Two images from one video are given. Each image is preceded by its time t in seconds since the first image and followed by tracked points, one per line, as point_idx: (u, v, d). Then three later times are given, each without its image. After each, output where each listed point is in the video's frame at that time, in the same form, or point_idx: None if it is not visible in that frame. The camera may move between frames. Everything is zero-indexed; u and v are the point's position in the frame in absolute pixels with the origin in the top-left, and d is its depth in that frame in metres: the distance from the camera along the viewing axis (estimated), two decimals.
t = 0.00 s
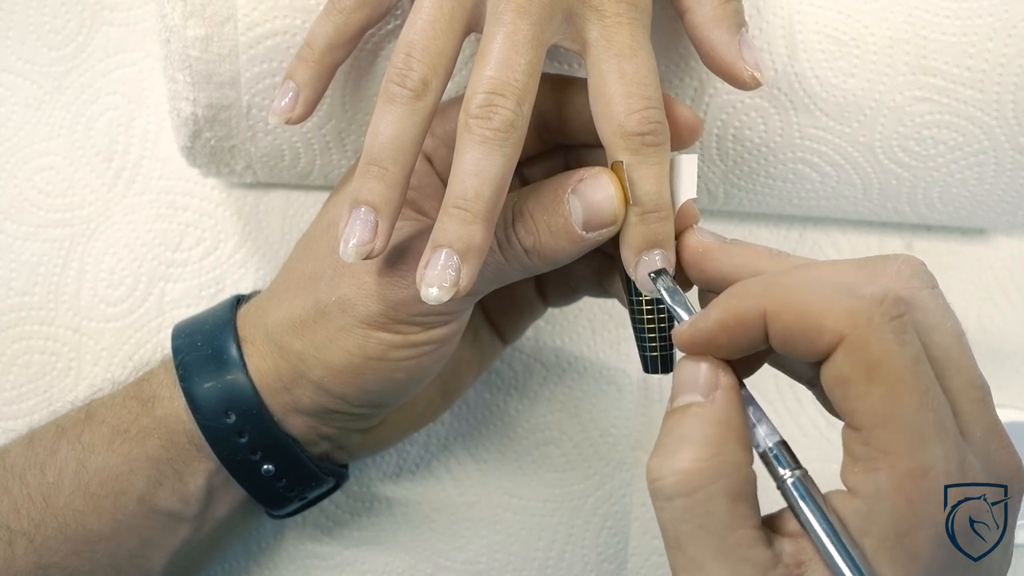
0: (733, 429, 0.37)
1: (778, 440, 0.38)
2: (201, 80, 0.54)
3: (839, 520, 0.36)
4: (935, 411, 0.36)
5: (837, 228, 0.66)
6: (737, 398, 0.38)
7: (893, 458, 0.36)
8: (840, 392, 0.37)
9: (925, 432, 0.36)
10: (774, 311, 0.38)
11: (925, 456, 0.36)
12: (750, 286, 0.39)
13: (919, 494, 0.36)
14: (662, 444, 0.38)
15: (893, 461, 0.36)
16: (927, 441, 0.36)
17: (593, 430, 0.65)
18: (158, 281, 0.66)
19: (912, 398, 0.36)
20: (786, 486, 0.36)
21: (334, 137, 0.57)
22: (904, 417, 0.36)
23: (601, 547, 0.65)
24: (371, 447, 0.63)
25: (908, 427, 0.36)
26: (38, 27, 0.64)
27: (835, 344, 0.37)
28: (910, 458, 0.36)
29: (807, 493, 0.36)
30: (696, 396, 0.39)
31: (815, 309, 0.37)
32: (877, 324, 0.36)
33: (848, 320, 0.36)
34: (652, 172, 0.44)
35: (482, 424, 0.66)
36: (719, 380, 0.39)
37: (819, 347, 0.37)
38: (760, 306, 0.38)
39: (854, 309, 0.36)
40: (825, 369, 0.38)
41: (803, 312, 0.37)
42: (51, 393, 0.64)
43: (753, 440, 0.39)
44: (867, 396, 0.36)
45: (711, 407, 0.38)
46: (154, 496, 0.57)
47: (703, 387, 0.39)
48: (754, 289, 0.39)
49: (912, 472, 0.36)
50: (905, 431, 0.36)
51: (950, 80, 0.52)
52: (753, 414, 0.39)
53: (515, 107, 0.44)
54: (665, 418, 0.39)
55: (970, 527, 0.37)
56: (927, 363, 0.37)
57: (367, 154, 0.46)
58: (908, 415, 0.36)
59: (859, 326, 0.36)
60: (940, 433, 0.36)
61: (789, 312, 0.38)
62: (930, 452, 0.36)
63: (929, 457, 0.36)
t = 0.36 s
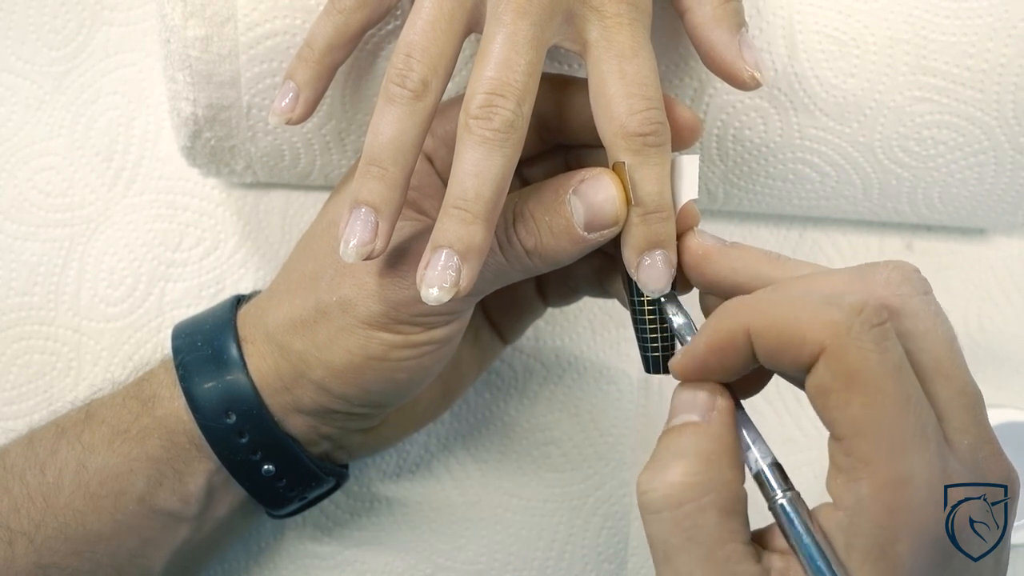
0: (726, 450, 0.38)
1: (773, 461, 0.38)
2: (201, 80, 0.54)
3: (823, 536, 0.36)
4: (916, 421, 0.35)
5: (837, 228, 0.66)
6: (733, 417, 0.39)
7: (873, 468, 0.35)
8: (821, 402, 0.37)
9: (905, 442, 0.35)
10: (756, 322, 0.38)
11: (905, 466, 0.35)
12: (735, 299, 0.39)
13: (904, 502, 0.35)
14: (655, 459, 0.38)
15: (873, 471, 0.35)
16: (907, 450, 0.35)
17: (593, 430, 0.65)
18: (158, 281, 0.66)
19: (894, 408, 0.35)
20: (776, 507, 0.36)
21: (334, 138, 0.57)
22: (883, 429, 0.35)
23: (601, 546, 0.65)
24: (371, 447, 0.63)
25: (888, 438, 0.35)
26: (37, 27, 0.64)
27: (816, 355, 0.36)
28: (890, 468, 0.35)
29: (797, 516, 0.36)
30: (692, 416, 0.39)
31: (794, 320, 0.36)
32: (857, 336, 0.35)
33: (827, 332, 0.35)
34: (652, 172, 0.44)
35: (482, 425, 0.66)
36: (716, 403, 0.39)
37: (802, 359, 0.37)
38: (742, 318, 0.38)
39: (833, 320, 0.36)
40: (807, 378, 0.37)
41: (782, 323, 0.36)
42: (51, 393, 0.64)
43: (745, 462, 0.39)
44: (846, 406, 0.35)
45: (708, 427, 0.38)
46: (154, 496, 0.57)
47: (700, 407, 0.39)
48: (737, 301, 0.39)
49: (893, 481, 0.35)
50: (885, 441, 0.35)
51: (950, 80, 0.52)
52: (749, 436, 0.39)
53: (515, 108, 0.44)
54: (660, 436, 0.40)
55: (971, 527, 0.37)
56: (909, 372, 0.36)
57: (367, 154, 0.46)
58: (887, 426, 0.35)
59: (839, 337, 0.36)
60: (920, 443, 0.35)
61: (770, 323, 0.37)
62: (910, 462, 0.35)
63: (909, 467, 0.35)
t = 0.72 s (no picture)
0: (709, 441, 0.37)
1: (756, 449, 0.37)
2: (201, 80, 0.54)
3: (814, 534, 0.35)
4: (905, 420, 0.34)
5: (837, 228, 0.66)
6: (717, 407, 0.38)
7: (865, 468, 0.34)
8: (811, 403, 0.35)
9: (896, 442, 0.34)
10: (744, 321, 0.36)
11: (895, 466, 0.34)
12: (722, 296, 0.38)
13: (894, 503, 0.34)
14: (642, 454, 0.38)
15: (864, 472, 0.34)
16: (898, 450, 0.34)
17: (594, 430, 0.65)
18: (158, 281, 0.66)
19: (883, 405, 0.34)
20: (760, 495, 0.35)
21: (334, 138, 0.57)
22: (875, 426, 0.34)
23: (601, 546, 0.65)
24: (370, 447, 0.63)
25: (879, 438, 0.34)
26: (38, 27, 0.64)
27: (804, 354, 0.35)
28: (881, 469, 0.34)
29: (780, 504, 0.35)
30: (675, 409, 0.39)
31: (781, 319, 0.35)
32: (845, 335, 0.34)
33: (815, 331, 0.34)
34: (652, 172, 0.44)
35: (482, 424, 0.66)
36: (699, 393, 0.39)
37: (789, 359, 0.35)
38: (729, 316, 0.37)
39: (820, 319, 0.34)
40: (796, 378, 0.36)
41: (770, 321, 0.35)
42: (51, 393, 0.64)
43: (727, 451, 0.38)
44: (836, 405, 0.34)
45: (689, 420, 0.38)
46: (154, 496, 0.57)
47: (684, 400, 0.39)
48: (724, 299, 0.37)
49: (884, 481, 0.34)
50: (876, 441, 0.34)
51: (950, 80, 0.52)
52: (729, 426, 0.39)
53: (514, 107, 0.44)
54: (646, 430, 0.39)
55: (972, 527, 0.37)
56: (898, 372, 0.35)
57: (367, 154, 0.46)
58: (878, 427, 0.34)
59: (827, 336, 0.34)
60: (911, 443, 0.34)
61: (758, 322, 0.36)
62: (900, 463, 0.34)
63: (900, 467, 0.34)
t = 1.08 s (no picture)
0: (748, 420, 0.36)
1: (791, 433, 0.38)
2: (201, 80, 0.54)
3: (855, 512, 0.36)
4: (945, 397, 0.36)
5: (837, 228, 0.66)
6: (751, 391, 0.37)
7: (907, 443, 0.36)
8: (852, 380, 0.37)
9: (937, 416, 0.36)
10: (783, 303, 0.38)
11: (938, 440, 0.36)
12: (758, 279, 0.39)
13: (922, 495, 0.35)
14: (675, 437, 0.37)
15: (907, 446, 0.36)
16: (939, 425, 0.36)
17: (594, 430, 0.65)
18: (158, 281, 0.66)
19: (922, 381, 0.36)
20: (800, 479, 0.36)
21: (334, 138, 0.57)
22: (915, 400, 0.35)
23: (601, 546, 0.65)
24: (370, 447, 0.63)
25: (921, 411, 0.35)
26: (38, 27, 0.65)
27: (845, 332, 0.37)
28: (924, 443, 0.35)
29: (822, 484, 0.35)
30: (709, 390, 0.38)
31: (822, 299, 0.37)
32: (884, 313, 0.36)
33: (855, 309, 0.36)
34: (652, 172, 0.44)
35: (482, 424, 0.66)
36: (732, 374, 0.38)
37: (830, 338, 0.37)
38: (768, 297, 0.38)
39: (859, 298, 0.36)
40: (836, 358, 0.37)
41: (810, 302, 0.37)
42: (51, 393, 0.64)
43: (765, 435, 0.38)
44: (879, 380, 0.36)
45: (726, 399, 0.37)
46: (153, 495, 0.57)
47: (716, 380, 0.38)
48: (761, 281, 0.39)
49: (927, 456, 0.35)
50: (918, 416, 0.35)
51: (950, 80, 0.52)
52: (763, 408, 0.39)
53: (514, 107, 0.44)
54: (677, 414, 0.38)
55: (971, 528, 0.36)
56: (935, 351, 0.37)
57: (367, 154, 0.46)
58: (919, 400, 0.35)
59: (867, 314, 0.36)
60: (951, 418, 0.36)
61: (798, 303, 0.38)
62: (942, 437, 0.36)
63: (942, 441, 0.36)
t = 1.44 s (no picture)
0: (789, 421, 0.37)
1: (831, 439, 0.38)
2: (201, 80, 0.54)
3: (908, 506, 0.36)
4: (976, 384, 0.38)
5: (838, 228, 0.65)
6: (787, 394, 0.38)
7: (943, 430, 0.37)
8: (886, 373, 0.39)
9: (970, 402, 0.37)
10: (814, 304, 0.40)
11: (972, 426, 0.37)
12: (786, 284, 0.41)
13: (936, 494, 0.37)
14: (719, 443, 0.37)
15: (944, 432, 0.37)
16: (971, 412, 0.37)
17: (593, 429, 0.65)
18: (158, 281, 0.66)
19: (954, 370, 0.38)
20: (846, 479, 0.36)
21: (334, 138, 0.57)
22: (952, 388, 0.37)
23: (602, 546, 0.65)
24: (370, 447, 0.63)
25: (955, 398, 0.37)
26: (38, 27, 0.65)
27: (875, 327, 0.39)
28: (958, 428, 0.37)
29: (870, 481, 0.36)
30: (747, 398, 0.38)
31: (849, 296, 0.39)
32: (908, 305, 0.38)
33: (881, 303, 0.38)
34: (650, 171, 0.44)
35: (482, 424, 0.66)
36: (766, 380, 0.39)
37: (862, 333, 0.39)
38: (798, 300, 0.40)
39: (884, 292, 0.39)
40: (867, 355, 0.39)
41: (840, 301, 0.39)
42: (51, 393, 0.64)
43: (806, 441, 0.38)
44: (912, 370, 0.38)
45: (766, 405, 0.37)
46: (153, 494, 0.57)
47: (753, 389, 0.38)
48: (790, 284, 0.41)
49: (964, 441, 0.37)
50: (952, 402, 0.37)
51: (950, 81, 0.52)
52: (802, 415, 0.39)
53: (513, 107, 0.44)
54: (716, 425, 0.38)
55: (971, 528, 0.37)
56: (959, 340, 0.39)
57: (367, 154, 0.46)
58: (954, 387, 0.37)
59: (893, 308, 0.39)
60: (984, 405, 0.38)
61: (828, 302, 0.39)
62: (977, 423, 0.37)
63: (978, 427, 0.37)
